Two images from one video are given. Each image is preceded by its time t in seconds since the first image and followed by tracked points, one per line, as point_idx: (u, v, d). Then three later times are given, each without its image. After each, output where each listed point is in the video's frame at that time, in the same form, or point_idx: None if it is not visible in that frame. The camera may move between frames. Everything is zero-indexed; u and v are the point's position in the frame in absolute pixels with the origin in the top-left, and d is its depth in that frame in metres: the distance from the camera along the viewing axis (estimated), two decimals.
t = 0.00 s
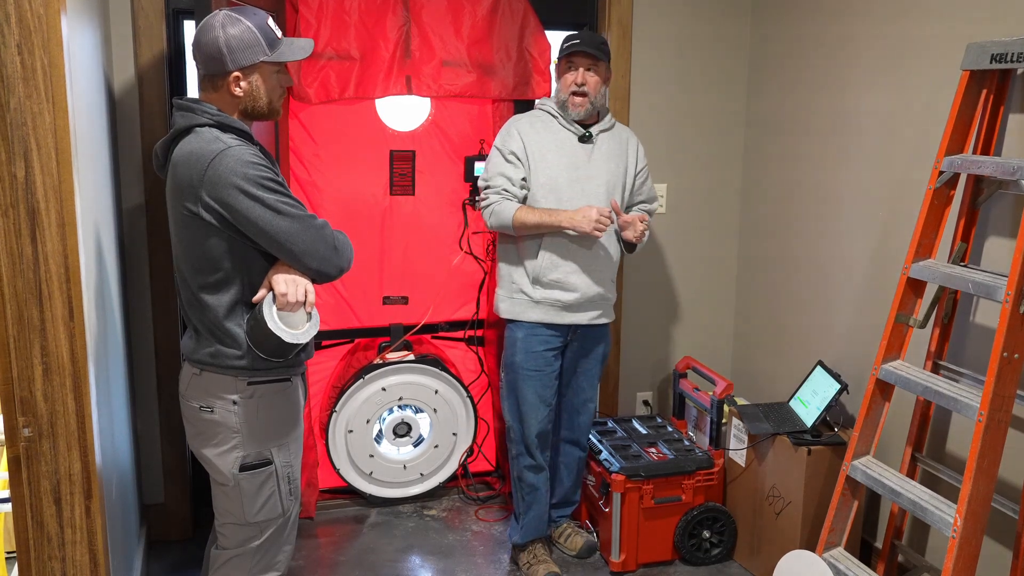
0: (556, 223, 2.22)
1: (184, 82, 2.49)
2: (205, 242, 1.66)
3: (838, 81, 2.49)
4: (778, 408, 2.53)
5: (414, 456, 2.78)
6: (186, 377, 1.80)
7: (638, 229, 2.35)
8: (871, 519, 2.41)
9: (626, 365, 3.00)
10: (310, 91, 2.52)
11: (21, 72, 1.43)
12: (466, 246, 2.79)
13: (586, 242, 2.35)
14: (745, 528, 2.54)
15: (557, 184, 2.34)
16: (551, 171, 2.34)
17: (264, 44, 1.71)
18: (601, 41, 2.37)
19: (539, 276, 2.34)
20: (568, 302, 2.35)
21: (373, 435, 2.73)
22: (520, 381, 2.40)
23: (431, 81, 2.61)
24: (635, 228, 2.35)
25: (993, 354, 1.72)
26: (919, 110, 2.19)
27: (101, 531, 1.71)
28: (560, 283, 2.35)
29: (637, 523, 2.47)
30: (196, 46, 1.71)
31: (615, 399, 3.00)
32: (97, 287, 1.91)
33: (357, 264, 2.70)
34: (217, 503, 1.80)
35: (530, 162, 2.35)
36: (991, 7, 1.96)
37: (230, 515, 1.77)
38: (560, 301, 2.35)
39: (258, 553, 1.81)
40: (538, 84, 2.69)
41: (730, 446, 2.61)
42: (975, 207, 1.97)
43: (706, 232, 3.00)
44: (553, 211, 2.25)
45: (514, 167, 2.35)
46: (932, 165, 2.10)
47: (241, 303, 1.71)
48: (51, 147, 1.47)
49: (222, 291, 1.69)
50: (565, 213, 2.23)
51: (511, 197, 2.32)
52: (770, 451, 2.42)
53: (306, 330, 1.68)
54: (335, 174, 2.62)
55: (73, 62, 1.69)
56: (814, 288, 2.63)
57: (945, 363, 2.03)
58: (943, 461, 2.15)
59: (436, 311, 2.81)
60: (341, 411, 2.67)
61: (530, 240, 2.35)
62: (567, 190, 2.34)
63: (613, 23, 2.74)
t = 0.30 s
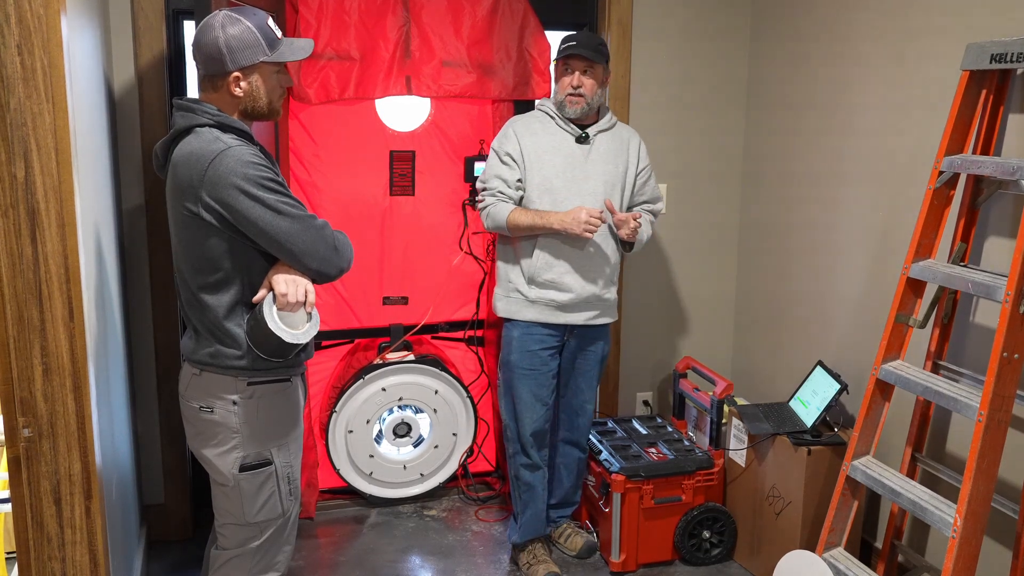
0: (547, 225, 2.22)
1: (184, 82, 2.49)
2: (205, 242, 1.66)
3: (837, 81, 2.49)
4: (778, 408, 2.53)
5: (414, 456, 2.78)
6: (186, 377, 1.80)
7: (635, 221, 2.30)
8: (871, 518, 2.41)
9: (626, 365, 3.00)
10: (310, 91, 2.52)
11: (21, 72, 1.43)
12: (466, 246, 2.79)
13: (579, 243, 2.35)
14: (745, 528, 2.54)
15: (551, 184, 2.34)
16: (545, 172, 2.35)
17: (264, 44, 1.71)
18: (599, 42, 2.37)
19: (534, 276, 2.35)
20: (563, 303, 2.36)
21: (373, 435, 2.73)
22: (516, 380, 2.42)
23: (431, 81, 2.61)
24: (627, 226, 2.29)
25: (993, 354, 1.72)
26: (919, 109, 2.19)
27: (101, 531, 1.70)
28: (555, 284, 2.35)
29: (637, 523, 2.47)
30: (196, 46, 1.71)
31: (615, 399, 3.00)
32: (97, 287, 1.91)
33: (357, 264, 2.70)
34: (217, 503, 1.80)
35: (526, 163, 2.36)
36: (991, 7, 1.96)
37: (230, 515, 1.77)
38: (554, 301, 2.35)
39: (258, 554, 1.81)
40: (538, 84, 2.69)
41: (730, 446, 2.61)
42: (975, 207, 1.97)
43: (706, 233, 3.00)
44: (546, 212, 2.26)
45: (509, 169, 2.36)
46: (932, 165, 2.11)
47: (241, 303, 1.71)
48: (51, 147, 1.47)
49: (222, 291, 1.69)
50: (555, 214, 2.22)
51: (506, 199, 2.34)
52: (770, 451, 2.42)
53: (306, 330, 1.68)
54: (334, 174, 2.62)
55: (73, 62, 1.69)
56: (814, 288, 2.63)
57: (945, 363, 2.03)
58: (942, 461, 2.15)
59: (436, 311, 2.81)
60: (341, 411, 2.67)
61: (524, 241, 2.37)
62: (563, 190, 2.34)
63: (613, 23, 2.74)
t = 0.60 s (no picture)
0: (537, 222, 2.21)
1: (184, 83, 2.50)
2: (205, 243, 1.66)
3: (837, 81, 2.49)
4: (778, 409, 2.53)
5: (415, 457, 2.78)
6: (186, 378, 1.80)
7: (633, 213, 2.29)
8: (871, 519, 2.41)
9: (626, 366, 3.00)
10: (310, 93, 2.53)
11: (21, 73, 1.44)
12: (466, 247, 2.80)
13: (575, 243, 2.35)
14: (745, 529, 2.54)
15: (547, 185, 2.35)
16: (541, 173, 2.36)
17: (264, 46, 1.72)
18: (595, 44, 2.36)
19: (531, 276, 2.36)
20: (560, 303, 2.36)
21: (373, 436, 2.73)
22: (514, 380, 2.42)
23: (431, 82, 2.61)
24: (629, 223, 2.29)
25: (992, 355, 1.72)
26: (918, 109, 2.19)
27: (101, 532, 1.71)
28: (551, 284, 2.35)
29: (637, 524, 2.47)
30: (196, 48, 1.72)
31: (615, 399, 3.00)
32: (97, 288, 1.92)
33: (357, 265, 2.70)
34: (217, 504, 1.80)
35: (523, 164, 2.37)
36: (990, 7, 1.96)
37: (230, 516, 1.77)
38: (551, 302, 2.36)
39: (259, 554, 1.81)
40: (538, 85, 2.69)
41: (731, 447, 2.61)
42: (974, 207, 1.97)
43: (706, 233, 3.00)
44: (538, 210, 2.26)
45: (505, 171, 2.37)
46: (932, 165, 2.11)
47: (241, 304, 1.71)
48: (51, 148, 1.47)
49: (222, 291, 1.70)
50: (546, 210, 2.22)
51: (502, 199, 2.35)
52: (770, 451, 2.42)
53: (306, 331, 1.68)
54: (334, 175, 2.62)
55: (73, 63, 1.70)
56: (814, 288, 2.63)
57: (945, 363, 2.03)
58: (942, 461, 2.15)
59: (436, 311, 2.82)
60: (341, 412, 2.67)
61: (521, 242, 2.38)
62: (559, 191, 2.35)
63: (613, 23, 2.74)
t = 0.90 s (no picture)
0: (513, 207, 2.20)
1: (184, 84, 2.50)
2: (206, 243, 1.66)
3: (837, 82, 2.49)
4: (778, 409, 2.53)
5: (415, 457, 2.78)
6: (186, 378, 1.80)
7: (644, 195, 2.27)
8: (871, 518, 2.41)
9: (626, 366, 3.00)
10: (310, 93, 2.53)
11: (21, 74, 1.44)
12: (466, 247, 2.80)
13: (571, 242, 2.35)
14: (745, 529, 2.54)
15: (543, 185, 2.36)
16: (536, 173, 2.37)
17: (264, 46, 1.72)
18: (591, 44, 2.36)
19: (528, 276, 2.37)
20: (557, 302, 2.36)
21: (373, 436, 2.73)
22: (512, 379, 2.43)
23: (431, 82, 2.62)
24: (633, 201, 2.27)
25: (992, 354, 1.72)
26: (918, 109, 2.19)
27: (101, 532, 1.71)
28: (548, 283, 2.36)
29: (637, 524, 2.47)
30: (196, 48, 1.72)
31: (615, 399, 3.00)
32: (97, 288, 1.92)
33: (357, 265, 2.70)
34: (217, 504, 1.80)
35: (519, 165, 2.38)
36: (990, 7, 1.96)
37: (230, 516, 1.77)
38: (548, 301, 2.36)
39: (259, 555, 1.81)
40: (538, 85, 2.69)
41: (731, 447, 2.61)
42: (974, 207, 1.97)
43: (706, 233, 3.00)
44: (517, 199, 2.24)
45: (498, 172, 2.38)
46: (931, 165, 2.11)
47: (241, 304, 1.71)
48: (51, 149, 1.47)
49: (222, 291, 1.70)
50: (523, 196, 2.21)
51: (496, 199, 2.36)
52: (770, 451, 2.42)
53: (306, 331, 1.68)
54: (334, 175, 2.62)
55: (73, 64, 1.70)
56: (814, 288, 2.63)
57: (944, 363, 2.03)
58: (942, 461, 2.15)
59: (436, 312, 2.82)
60: (341, 412, 2.67)
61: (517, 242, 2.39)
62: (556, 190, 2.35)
63: (612, 24, 2.74)
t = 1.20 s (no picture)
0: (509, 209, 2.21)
1: (184, 82, 2.50)
2: (206, 242, 1.66)
3: (837, 81, 2.49)
4: (778, 408, 2.53)
5: (415, 457, 2.78)
6: (186, 377, 1.80)
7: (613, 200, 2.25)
8: (871, 518, 2.41)
9: (626, 365, 3.00)
10: (310, 92, 2.53)
11: (21, 72, 1.43)
12: (466, 246, 2.79)
13: (569, 241, 2.34)
14: (746, 528, 2.54)
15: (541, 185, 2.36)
16: (535, 172, 2.37)
17: (265, 45, 1.71)
18: (590, 44, 2.36)
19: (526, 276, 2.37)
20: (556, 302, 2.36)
21: (373, 435, 2.73)
22: (511, 379, 2.43)
23: (431, 82, 2.61)
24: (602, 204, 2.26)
25: (992, 354, 1.72)
26: (919, 109, 2.19)
27: (101, 531, 1.71)
28: (546, 283, 2.36)
29: (637, 523, 2.47)
30: (196, 47, 1.71)
31: (615, 399, 3.00)
32: (97, 286, 1.91)
33: (357, 264, 2.70)
34: (217, 503, 1.80)
35: (518, 164, 2.38)
36: (991, 6, 1.96)
37: (230, 515, 1.77)
38: (546, 300, 2.36)
39: (258, 554, 1.80)
40: (538, 84, 2.69)
41: (731, 446, 2.61)
42: (975, 206, 1.97)
43: (706, 232, 3.00)
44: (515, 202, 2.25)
45: (499, 171, 2.38)
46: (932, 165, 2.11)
47: (241, 303, 1.71)
48: (51, 147, 1.47)
49: (222, 290, 1.70)
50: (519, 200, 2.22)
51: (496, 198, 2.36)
52: (770, 451, 2.42)
53: (306, 330, 1.68)
54: (334, 174, 2.62)
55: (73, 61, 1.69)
56: (815, 288, 2.63)
57: (945, 363, 2.03)
58: (943, 461, 2.15)
59: (436, 311, 2.81)
60: (341, 412, 2.67)
61: (517, 241, 2.39)
62: (554, 189, 2.35)
63: (613, 23, 2.74)
